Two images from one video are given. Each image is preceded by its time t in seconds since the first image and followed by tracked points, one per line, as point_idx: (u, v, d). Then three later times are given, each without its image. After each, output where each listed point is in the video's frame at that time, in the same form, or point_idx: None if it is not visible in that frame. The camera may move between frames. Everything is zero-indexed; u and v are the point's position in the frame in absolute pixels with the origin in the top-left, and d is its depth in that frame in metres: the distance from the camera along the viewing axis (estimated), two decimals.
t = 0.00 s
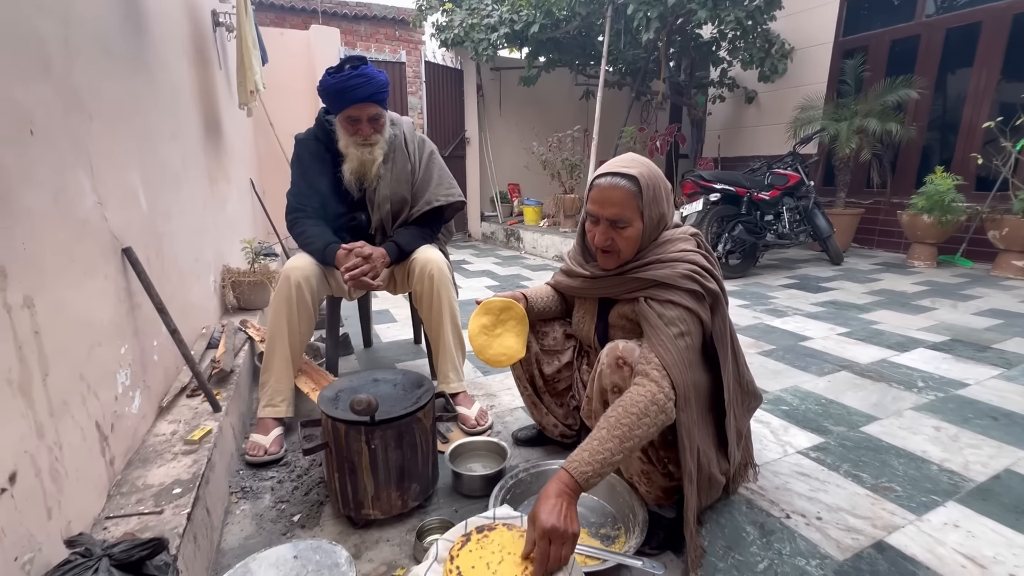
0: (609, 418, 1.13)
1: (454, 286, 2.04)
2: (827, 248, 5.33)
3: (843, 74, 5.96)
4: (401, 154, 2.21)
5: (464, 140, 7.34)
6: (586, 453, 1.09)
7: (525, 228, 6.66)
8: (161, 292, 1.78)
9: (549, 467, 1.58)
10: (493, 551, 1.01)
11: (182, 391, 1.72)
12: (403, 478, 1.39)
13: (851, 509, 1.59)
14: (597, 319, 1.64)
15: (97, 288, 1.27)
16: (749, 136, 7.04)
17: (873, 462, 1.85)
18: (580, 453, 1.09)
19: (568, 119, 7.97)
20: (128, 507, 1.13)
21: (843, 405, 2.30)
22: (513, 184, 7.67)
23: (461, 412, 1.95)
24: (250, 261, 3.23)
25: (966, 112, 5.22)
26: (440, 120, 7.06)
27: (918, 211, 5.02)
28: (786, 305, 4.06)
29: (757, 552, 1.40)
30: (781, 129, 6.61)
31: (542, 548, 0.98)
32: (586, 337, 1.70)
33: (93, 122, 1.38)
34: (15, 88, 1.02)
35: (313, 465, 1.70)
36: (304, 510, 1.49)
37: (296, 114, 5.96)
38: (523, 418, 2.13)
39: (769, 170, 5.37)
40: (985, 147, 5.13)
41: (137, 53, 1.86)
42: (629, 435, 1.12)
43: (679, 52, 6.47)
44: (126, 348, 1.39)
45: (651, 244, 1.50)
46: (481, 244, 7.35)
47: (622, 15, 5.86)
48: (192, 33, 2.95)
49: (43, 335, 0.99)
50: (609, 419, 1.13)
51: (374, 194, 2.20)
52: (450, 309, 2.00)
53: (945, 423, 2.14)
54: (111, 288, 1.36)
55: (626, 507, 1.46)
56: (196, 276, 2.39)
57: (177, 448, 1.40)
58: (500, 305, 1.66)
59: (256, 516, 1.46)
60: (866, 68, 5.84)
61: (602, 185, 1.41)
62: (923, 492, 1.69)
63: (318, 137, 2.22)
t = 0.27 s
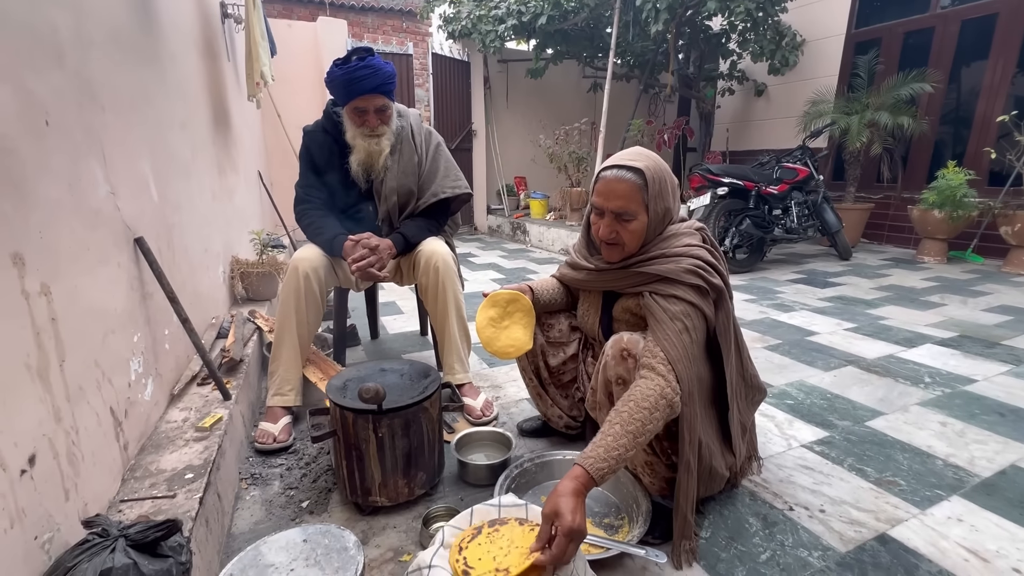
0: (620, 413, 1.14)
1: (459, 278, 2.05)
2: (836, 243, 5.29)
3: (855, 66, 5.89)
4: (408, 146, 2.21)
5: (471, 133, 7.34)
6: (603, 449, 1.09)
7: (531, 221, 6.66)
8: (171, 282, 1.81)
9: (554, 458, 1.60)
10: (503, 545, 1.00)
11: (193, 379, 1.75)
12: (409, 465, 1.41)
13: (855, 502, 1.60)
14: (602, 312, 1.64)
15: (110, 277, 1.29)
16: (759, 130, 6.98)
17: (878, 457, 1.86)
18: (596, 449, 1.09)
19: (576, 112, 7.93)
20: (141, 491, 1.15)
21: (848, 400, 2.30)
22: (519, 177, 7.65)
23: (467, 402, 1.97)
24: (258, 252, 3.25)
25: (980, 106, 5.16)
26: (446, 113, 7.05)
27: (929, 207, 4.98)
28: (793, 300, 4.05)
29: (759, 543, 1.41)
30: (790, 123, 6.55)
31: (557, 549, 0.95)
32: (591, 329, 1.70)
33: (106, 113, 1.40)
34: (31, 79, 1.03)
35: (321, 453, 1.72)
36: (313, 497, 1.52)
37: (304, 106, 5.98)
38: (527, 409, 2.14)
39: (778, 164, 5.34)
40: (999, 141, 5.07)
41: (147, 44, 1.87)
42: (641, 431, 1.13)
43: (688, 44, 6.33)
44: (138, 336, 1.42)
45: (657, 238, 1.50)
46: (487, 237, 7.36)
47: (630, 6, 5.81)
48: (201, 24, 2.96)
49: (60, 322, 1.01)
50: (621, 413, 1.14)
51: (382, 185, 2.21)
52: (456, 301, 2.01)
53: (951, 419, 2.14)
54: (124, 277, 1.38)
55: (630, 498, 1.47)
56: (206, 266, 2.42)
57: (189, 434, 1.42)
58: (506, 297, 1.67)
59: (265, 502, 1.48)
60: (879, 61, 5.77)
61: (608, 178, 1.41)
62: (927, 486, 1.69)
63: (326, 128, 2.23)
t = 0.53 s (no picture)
0: (627, 411, 1.15)
1: (462, 273, 2.05)
2: (841, 240, 5.27)
3: (862, 61, 5.84)
4: (411, 140, 2.21)
5: (474, 128, 7.32)
6: (606, 444, 1.10)
7: (535, 216, 6.65)
8: (176, 276, 1.82)
9: (557, 453, 1.61)
10: (501, 536, 1.00)
11: (198, 372, 1.76)
12: (412, 459, 1.42)
13: (857, 498, 1.60)
14: (606, 308, 1.64)
15: (116, 270, 1.30)
16: (764, 125, 6.94)
17: (880, 454, 1.86)
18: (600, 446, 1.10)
19: (580, 107, 7.91)
20: (148, 482, 1.17)
21: (852, 397, 2.30)
22: (523, 172, 7.64)
23: (469, 397, 1.98)
24: (261, 246, 3.26)
25: (988, 102, 5.12)
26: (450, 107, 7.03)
27: (935, 203, 4.95)
28: (797, 296, 4.04)
29: (760, 539, 1.41)
30: (796, 118, 6.51)
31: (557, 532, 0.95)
32: (594, 326, 1.71)
33: (112, 107, 1.40)
34: (37, 73, 1.04)
35: (324, 446, 1.73)
36: (317, 490, 1.53)
37: (308, 101, 5.98)
38: (530, 404, 2.15)
39: (783, 160, 5.31)
40: (1007, 138, 5.03)
41: (152, 38, 1.87)
42: (648, 429, 1.14)
43: (694, 39, 6.31)
44: (144, 329, 1.43)
45: (661, 235, 1.50)
46: (491, 232, 7.35)
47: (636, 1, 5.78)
48: (205, 17, 2.96)
49: (67, 315, 1.02)
50: (628, 411, 1.14)
51: (385, 179, 2.21)
52: (458, 297, 2.02)
53: (955, 416, 2.13)
54: (129, 270, 1.39)
55: (632, 493, 1.48)
56: (211, 260, 2.43)
57: (194, 427, 1.43)
58: (510, 295, 1.67)
59: (270, 495, 1.50)
60: (886, 56, 5.72)
61: (612, 175, 1.41)
62: (929, 483, 1.69)
63: (330, 123, 2.23)
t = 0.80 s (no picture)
0: (625, 405, 1.15)
1: (462, 270, 2.05)
2: (842, 238, 5.26)
3: (864, 58, 5.82)
4: (412, 136, 2.20)
5: (475, 124, 7.31)
6: (607, 440, 1.10)
7: (535, 213, 6.64)
8: (176, 272, 1.81)
9: (557, 450, 1.60)
10: (499, 533, 0.99)
11: (197, 368, 1.76)
12: (412, 456, 1.41)
13: (857, 497, 1.60)
14: (607, 305, 1.64)
15: (115, 265, 1.29)
16: (765, 123, 6.92)
17: (881, 452, 1.85)
18: (605, 446, 1.09)
19: (581, 104, 7.89)
20: (147, 478, 1.16)
21: (852, 395, 2.30)
22: (523, 169, 7.62)
23: (470, 394, 1.98)
24: (261, 242, 3.26)
25: (991, 100, 5.10)
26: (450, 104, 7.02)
27: (937, 201, 4.93)
28: (798, 294, 4.03)
29: (761, 537, 1.41)
30: (798, 116, 6.49)
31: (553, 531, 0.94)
32: (596, 322, 1.70)
33: (110, 101, 1.40)
34: (35, 67, 1.03)
35: (324, 443, 1.73)
36: (316, 486, 1.53)
37: (308, 97, 5.97)
38: (530, 401, 2.15)
39: (784, 157, 5.30)
40: (1010, 135, 5.01)
41: (152, 33, 1.87)
42: (646, 423, 1.14)
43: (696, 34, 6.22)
44: (143, 325, 1.42)
45: (664, 229, 1.49)
46: (491, 229, 7.34)
47: None
48: (204, 12, 2.95)
49: (65, 310, 1.01)
50: (626, 406, 1.14)
51: (385, 175, 2.20)
52: (458, 294, 2.01)
53: (956, 415, 2.13)
54: (129, 266, 1.38)
55: (632, 490, 1.48)
56: (210, 256, 2.42)
57: (194, 423, 1.43)
58: (511, 292, 1.67)
59: (269, 490, 1.50)
60: (889, 53, 5.70)
61: (616, 168, 1.40)
62: (930, 482, 1.69)
63: (330, 118, 2.23)
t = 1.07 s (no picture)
0: (633, 355, 1.15)
1: (458, 268, 2.03)
2: (841, 237, 5.25)
3: (864, 58, 5.81)
4: (410, 133, 2.19)
5: (474, 122, 7.30)
6: (604, 369, 1.12)
7: (534, 212, 6.63)
8: (172, 269, 1.80)
9: (554, 449, 1.60)
10: (497, 534, 0.98)
11: (193, 366, 1.74)
12: (409, 455, 1.40)
13: (856, 497, 1.60)
14: (614, 294, 1.63)
15: (109, 262, 1.28)
16: (765, 122, 6.92)
17: (880, 452, 1.85)
18: (601, 375, 1.12)
19: (580, 102, 7.87)
20: (141, 477, 1.15)
21: (851, 395, 2.29)
22: (522, 167, 7.61)
23: (467, 393, 1.97)
24: (259, 240, 3.24)
25: (989, 100, 5.10)
26: (449, 101, 7.00)
27: (936, 201, 4.93)
28: (796, 293, 4.03)
29: (759, 537, 1.40)
30: (797, 115, 6.49)
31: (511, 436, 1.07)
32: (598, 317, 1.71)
33: (104, 96, 1.38)
34: (26, 60, 1.02)
35: (321, 442, 1.72)
36: (312, 485, 1.52)
37: (306, 94, 5.94)
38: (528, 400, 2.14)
39: (783, 156, 5.29)
40: (1009, 135, 5.01)
41: (148, 28, 1.85)
42: (646, 371, 1.14)
43: (695, 34, 6.29)
44: (138, 323, 1.41)
45: (667, 214, 1.49)
46: (490, 228, 7.33)
47: None
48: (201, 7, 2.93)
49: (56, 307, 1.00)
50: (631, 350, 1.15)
51: (383, 171, 2.18)
52: (455, 292, 2.00)
53: (955, 415, 2.13)
54: (123, 263, 1.37)
55: (630, 490, 1.47)
56: (207, 254, 2.41)
57: (189, 421, 1.42)
58: (507, 288, 1.67)
59: (265, 490, 1.48)
60: (888, 53, 5.69)
61: (612, 151, 1.42)
62: (929, 482, 1.68)
63: (328, 115, 2.21)
